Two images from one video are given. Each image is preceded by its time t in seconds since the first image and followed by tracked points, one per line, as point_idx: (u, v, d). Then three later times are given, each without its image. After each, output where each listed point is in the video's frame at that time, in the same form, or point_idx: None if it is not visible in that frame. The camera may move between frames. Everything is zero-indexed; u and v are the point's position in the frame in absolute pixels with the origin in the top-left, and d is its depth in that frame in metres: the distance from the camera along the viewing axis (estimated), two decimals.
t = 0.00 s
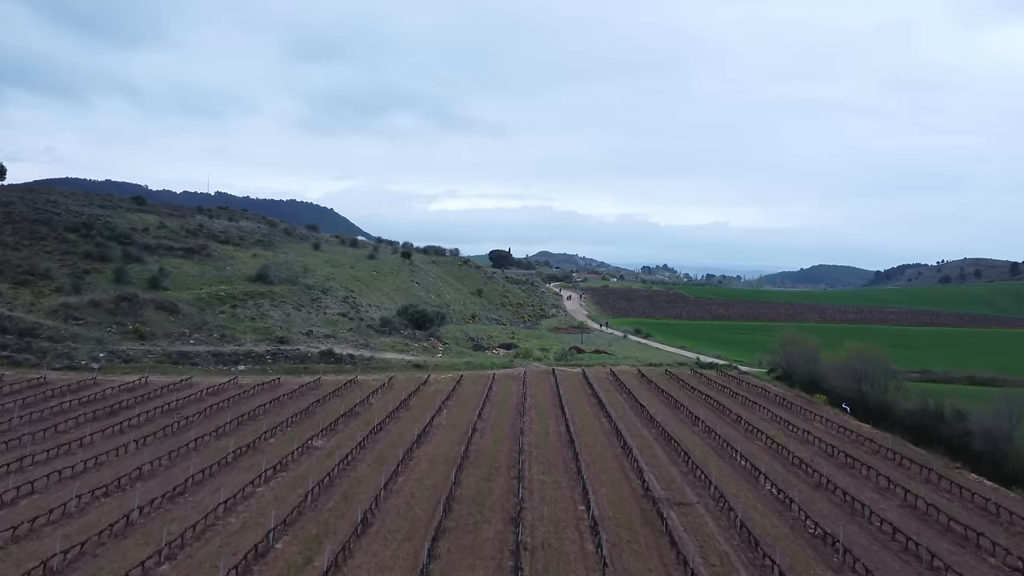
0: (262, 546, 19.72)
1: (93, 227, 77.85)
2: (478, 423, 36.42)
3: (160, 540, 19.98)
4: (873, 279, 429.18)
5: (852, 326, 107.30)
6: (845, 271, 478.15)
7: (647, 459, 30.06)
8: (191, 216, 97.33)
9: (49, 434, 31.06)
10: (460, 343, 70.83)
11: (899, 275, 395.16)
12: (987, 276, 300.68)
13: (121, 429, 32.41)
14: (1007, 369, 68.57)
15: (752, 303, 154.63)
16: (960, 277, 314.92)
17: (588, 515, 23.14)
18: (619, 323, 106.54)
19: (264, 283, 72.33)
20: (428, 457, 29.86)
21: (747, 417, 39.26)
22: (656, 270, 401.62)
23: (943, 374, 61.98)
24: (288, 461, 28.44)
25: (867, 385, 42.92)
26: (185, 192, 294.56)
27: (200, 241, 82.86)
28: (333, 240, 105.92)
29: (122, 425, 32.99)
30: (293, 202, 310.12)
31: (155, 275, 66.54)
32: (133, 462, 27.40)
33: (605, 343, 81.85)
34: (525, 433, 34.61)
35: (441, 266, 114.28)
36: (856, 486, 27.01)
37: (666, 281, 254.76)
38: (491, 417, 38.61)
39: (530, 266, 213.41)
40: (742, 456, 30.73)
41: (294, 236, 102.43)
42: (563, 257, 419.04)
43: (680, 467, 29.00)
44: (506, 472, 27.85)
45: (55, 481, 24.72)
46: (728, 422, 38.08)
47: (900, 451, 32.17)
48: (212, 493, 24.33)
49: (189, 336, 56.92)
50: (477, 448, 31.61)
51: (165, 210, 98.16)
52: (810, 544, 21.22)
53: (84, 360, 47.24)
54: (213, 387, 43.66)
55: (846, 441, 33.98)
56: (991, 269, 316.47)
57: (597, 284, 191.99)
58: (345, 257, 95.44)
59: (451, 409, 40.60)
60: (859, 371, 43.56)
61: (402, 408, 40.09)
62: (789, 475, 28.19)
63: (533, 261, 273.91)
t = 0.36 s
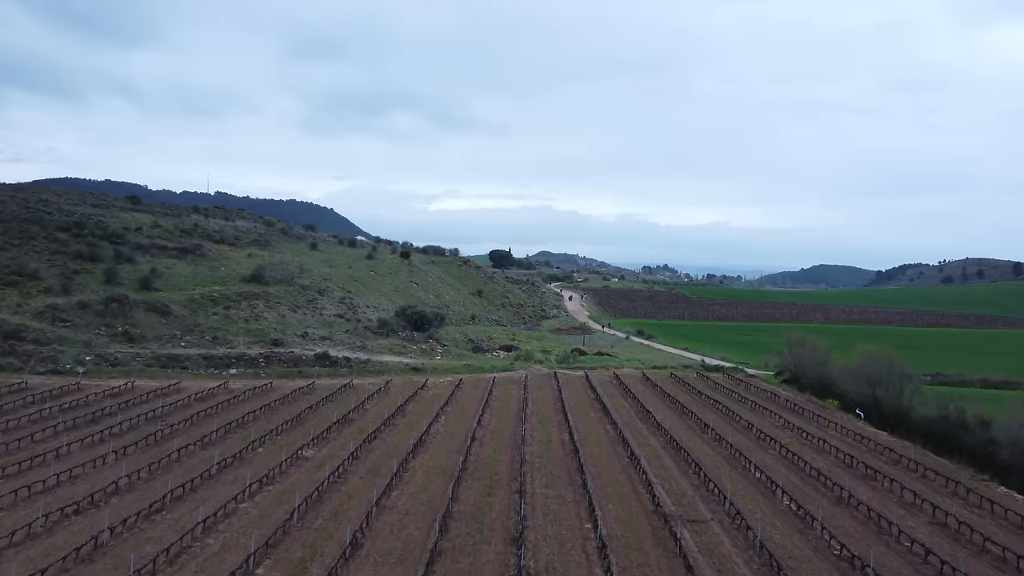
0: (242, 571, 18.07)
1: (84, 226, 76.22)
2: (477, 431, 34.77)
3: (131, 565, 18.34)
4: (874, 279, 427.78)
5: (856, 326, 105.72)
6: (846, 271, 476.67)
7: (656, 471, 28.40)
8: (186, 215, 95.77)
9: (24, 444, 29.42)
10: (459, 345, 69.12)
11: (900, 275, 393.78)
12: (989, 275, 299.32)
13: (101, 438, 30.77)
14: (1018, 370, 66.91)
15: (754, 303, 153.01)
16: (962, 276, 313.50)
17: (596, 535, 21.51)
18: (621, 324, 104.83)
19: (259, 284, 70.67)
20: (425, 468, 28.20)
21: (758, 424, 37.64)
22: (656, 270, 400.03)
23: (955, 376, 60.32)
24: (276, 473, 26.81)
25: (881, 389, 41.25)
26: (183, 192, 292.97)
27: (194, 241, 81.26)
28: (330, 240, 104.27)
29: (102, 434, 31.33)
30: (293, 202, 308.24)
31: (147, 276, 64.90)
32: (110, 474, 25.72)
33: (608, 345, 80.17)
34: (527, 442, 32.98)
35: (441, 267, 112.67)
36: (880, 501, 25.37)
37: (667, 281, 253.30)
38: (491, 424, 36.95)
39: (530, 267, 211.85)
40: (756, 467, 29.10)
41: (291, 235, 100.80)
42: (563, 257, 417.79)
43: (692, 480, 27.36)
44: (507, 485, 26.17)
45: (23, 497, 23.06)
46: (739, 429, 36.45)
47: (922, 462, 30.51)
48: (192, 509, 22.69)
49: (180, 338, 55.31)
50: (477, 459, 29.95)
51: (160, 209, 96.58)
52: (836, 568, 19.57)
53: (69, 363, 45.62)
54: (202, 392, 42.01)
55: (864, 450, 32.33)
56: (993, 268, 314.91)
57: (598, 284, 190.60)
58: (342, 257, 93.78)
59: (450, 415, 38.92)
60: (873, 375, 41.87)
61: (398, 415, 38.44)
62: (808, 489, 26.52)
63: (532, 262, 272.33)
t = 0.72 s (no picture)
0: None
1: (74, 224, 74.36)
2: (475, 438, 32.92)
3: None
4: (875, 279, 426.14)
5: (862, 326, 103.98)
6: (847, 271, 474.99)
7: (666, 483, 26.61)
8: (180, 213, 93.91)
9: None
10: (458, 346, 67.31)
11: (901, 275, 392.16)
12: (991, 275, 297.73)
13: (75, 447, 28.91)
14: None
15: (757, 304, 151.26)
16: (964, 276, 311.84)
17: (604, 557, 19.70)
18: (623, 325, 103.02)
19: (252, 283, 68.83)
20: (419, 481, 26.42)
21: (771, 430, 35.86)
22: (657, 270, 398.24)
23: (968, 379, 58.59)
24: (259, 486, 24.99)
25: (899, 394, 39.54)
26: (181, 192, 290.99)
27: (187, 239, 79.42)
28: (327, 239, 102.41)
29: (77, 442, 29.47)
30: (293, 202, 306.19)
31: (137, 275, 63.09)
32: (80, 488, 23.88)
33: (610, 346, 78.39)
34: (528, 450, 31.15)
35: (440, 266, 110.90)
36: (909, 517, 23.57)
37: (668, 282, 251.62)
38: (490, 430, 35.12)
39: (530, 266, 209.95)
40: (773, 478, 27.28)
41: (287, 234, 98.96)
42: (563, 256, 415.67)
43: (706, 493, 25.52)
44: (507, 500, 24.37)
45: None
46: (751, 436, 34.63)
47: (948, 472, 28.72)
48: (164, 528, 20.88)
49: (169, 340, 53.55)
50: (475, 469, 28.11)
51: (153, 208, 94.66)
52: None
53: (51, 366, 43.80)
54: (188, 396, 40.18)
55: (886, 460, 30.53)
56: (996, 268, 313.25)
57: (598, 284, 188.75)
58: (339, 256, 91.95)
59: (447, 421, 37.03)
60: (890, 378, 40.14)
61: (393, 421, 36.63)
62: (830, 502, 24.74)
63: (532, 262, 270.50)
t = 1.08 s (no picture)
0: None
1: (64, 222, 72.51)
2: (473, 446, 31.09)
3: None
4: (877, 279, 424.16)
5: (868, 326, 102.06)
6: (848, 271, 473.15)
7: (678, 496, 24.81)
8: (174, 211, 92.05)
9: None
10: (457, 347, 65.45)
11: (903, 275, 390.31)
12: (993, 275, 295.75)
13: (46, 455, 27.03)
14: None
15: (760, 304, 149.38)
16: (966, 276, 309.84)
17: None
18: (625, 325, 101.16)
19: (246, 283, 67.00)
20: (413, 494, 24.57)
21: (786, 436, 34.06)
22: (657, 270, 396.50)
23: (982, 380, 56.69)
24: (240, 500, 23.18)
25: (920, 399, 37.66)
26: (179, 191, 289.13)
27: (180, 238, 77.58)
28: (324, 238, 100.54)
29: (49, 450, 27.57)
30: (292, 202, 304.14)
31: (126, 274, 61.30)
32: (45, 503, 22.02)
33: (613, 347, 76.54)
34: (530, 459, 29.35)
35: (439, 265, 109.09)
36: (944, 534, 21.74)
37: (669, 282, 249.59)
38: (490, 437, 33.28)
39: (530, 266, 208.17)
40: (792, 490, 25.49)
41: (283, 233, 97.13)
42: (563, 256, 413.95)
43: (722, 508, 23.68)
44: (507, 516, 22.50)
45: None
46: (765, 443, 32.79)
47: (978, 483, 26.88)
48: (132, 549, 19.00)
49: (158, 341, 51.74)
50: (473, 481, 26.30)
51: (147, 205, 92.84)
52: None
53: (32, 368, 41.99)
54: (174, 400, 38.37)
55: (911, 470, 28.69)
56: (999, 268, 311.16)
57: (599, 283, 186.98)
58: (336, 255, 90.10)
59: (445, 427, 35.20)
60: (909, 382, 38.31)
61: (388, 427, 34.83)
62: (856, 517, 22.95)
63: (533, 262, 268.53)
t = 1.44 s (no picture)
0: None
1: (53, 219, 70.74)
2: (472, 454, 29.24)
3: None
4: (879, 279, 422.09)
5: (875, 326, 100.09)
6: (849, 271, 471.13)
7: (693, 511, 23.02)
8: (168, 209, 90.28)
9: None
10: (456, 348, 63.64)
11: (905, 274, 388.27)
12: (997, 275, 293.73)
13: (15, 465, 25.20)
14: None
15: (763, 303, 147.41)
16: (969, 276, 307.80)
17: None
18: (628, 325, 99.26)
19: (239, 282, 65.16)
20: (406, 508, 22.75)
21: (802, 442, 32.25)
22: (658, 270, 394.44)
23: (998, 382, 54.82)
24: (219, 516, 21.35)
25: (942, 403, 35.83)
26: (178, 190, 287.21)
27: (172, 235, 75.77)
28: (321, 236, 98.79)
29: (18, 459, 25.74)
30: (292, 202, 301.96)
31: (115, 273, 59.47)
32: (5, 519, 20.20)
33: (616, 347, 74.64)
34: (533, 469, 27.52)
35: (438, 264, 107.31)
36: (984, 553, 19.96)
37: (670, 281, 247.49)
38: (489, 444, 31.43)
39: (531, 266, 206.26)
40: (816, 503, 23.67)
41: (280, 231, 95.30)
42: (564, 256, 411.80)
43: (741, 525, 21.90)
44: (508, 535, 20.66)
45: None
46: (781, 450, 31.00)
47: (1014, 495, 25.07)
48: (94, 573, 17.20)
49: (146, 341, 49.96)
50: (471, 493, 24.45)
51: (141, 203, 91.03)
52: None
53: (11, 370, 40.19)
54: (158, 405, 36.58)
55: (938, 479, 26.91)
56: (1002, 267, 308.92)
57: (601, 283, 185.11)
58: (333, 253, 88.33)
59: (442, 434, 33.34)
60: (931, 386, 36.46)
61: (382, 433, 33.01)
62: (887, 534, 21.17)
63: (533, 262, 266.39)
